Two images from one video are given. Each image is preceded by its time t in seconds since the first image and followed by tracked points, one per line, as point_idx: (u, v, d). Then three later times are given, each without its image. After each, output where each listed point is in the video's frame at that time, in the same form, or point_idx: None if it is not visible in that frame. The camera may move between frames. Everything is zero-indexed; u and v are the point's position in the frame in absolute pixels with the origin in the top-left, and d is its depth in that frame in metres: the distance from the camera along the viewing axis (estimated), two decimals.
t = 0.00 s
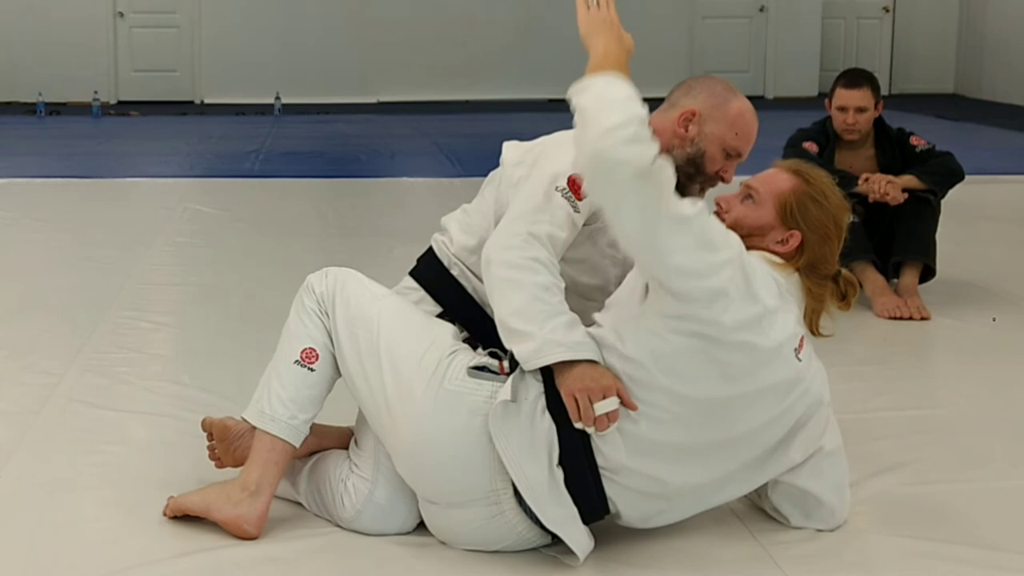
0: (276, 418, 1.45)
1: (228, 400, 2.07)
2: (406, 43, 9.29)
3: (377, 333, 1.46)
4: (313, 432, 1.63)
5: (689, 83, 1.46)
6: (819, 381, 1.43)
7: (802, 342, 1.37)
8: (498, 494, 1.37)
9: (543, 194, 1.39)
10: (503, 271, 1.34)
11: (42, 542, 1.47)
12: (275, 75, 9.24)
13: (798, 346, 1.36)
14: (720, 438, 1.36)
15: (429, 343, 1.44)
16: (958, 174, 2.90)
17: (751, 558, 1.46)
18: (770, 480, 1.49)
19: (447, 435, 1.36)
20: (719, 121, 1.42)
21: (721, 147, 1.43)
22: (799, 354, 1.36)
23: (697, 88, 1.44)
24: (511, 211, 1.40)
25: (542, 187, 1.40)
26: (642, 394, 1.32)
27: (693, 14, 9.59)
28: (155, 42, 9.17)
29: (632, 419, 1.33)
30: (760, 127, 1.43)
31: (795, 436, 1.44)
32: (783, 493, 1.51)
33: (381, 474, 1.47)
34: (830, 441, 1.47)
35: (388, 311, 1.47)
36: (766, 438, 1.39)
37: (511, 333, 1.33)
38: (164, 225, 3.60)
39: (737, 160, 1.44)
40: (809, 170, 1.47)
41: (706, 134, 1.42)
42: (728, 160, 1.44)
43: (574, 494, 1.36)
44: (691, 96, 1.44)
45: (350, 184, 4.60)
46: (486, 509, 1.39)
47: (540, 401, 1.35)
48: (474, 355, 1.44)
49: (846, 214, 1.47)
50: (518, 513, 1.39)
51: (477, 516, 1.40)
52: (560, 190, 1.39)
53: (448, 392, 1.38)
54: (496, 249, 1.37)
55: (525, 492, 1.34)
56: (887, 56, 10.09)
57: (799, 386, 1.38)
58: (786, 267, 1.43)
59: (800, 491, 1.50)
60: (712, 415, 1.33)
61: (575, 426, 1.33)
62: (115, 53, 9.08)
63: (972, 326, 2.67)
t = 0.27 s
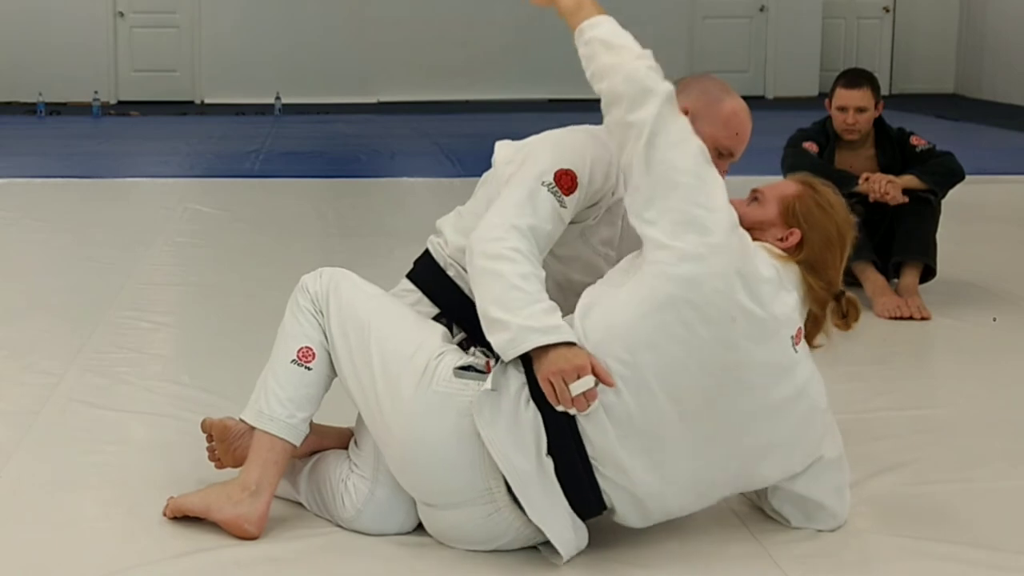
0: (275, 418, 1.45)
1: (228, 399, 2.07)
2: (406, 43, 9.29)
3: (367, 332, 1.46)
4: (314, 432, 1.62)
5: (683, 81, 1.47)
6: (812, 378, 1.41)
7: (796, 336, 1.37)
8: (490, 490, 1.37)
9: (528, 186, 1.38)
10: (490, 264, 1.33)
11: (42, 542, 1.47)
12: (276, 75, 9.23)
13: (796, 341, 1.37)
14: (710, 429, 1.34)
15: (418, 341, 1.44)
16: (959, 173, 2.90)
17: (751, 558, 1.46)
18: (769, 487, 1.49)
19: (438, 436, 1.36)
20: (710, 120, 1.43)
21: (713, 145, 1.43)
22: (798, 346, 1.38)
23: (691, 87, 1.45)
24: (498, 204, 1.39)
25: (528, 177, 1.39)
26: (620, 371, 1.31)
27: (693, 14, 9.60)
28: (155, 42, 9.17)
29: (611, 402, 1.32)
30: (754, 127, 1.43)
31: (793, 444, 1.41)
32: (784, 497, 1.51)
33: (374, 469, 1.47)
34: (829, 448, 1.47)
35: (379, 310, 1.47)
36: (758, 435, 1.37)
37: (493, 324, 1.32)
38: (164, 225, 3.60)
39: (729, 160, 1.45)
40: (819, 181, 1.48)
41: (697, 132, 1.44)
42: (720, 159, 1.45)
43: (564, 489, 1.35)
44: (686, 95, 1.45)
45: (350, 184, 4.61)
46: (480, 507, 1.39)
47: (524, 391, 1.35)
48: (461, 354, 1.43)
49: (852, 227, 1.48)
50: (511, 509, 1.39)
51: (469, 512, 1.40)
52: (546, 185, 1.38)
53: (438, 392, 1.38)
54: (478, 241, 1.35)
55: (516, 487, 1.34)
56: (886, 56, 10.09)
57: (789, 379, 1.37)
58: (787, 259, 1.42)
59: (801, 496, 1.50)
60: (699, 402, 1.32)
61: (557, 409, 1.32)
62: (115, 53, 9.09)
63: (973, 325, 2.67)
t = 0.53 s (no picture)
0: (276, 418, 1.45)
1: (228, 399, 2.07)
2: (406, 43, 9.29)
3: (368, 330, 1.46)
4: (313, 433, 1.62)
5: (678, 75, 1.45)
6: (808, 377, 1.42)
7: (790, 338, 1.39)
8: (493, 488, 1.36)
9: (525, 186, 1.38)
10: (487, 273, 1.33)
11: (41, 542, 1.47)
12: (276, 75, 9.23)
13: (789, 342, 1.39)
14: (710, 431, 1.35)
15: (419, 341, 1.44)
16: (959, 173, 2.90)
17: (749, 558, 1.46)
18: (766, 480, 1.49)
19: (441, 434, 1.36)
20: (706, 116, 1.41)
21: (707, 142, 1.42)
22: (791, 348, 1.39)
23: (686, 84, 1.43)
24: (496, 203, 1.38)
25: (524, 181, 1.38)
26: (625, 370, 1.32)
27: (693, 14, 9.60)
28: (155, 42, 9.17)
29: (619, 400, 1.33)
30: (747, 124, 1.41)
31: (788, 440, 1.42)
32: (782, 493, 1.51)
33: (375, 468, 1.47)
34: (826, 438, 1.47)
35: (379, 310, 1.47)
36: (757, 434, 1.38)
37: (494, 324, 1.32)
38: (164, 225, 3.60)
39: (723, 155, 1.43)
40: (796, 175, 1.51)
41: (692, 129, 1.42)
42: (714, 155, 1.43)
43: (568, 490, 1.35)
44: (681, 91, 1.43)
45: (350, 184, 4.60)
46: (484, 508, 1.39)
47: (529, 387, 1.35)
48: (462, 352, 1.43)
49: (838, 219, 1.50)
50: (513, 509, 1.38)
51: (473, 513, 1.40)
52: (543, 182, 1.38)
53: (438, 389, 1.38)
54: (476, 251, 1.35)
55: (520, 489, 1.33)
56: (887, 56, 10.09)
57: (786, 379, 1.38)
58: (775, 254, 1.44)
59: (798, 490, 1.50)
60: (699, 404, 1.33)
61: (561, 408, 1.32)
62: (115, 53, 9.09)
63: (973, 326, 2.67)
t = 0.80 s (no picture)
0: (275, 417, 1.45)
1: (228, 399, 2.07)
2: (406, 43, 9.29)
3: (379, 329, 1.45)
4: (314, 432, 1.62)
5: (675, 77, 1.53)
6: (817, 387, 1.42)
7: (800, 336, 1.37)
8: (510, 488, 1.36)
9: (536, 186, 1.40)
10: (504, 267, 1.35)
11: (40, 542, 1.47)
12: (276, 75, 9.23)
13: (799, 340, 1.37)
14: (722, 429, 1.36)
15: (432, 342, 1.43)
16: (959, 173, 2.90)
17: (750, 558, 1.46)
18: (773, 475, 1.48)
19: (456, 436, 1.35)
20: (707, 115, 1.48)
21: (706, 139, 1.49)
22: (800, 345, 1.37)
23: (687, 83, 1.51)
24: (505, 200, 1.41)
25: (530, 182, 1.41)
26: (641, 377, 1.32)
27: (693, 13, 9.60)
28: (155, 42, 9.17)
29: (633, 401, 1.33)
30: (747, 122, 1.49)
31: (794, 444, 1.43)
32: (784, 490, 1.50)
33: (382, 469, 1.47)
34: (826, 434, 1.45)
35: (390, 307, 1.46)
36: (771, 430, 1.39)
37: (511, 324, 1.34)
38: (164, 225, 3.60)
39: (723, 154, 1.51)
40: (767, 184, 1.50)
41: (692, 126, 1.49)
42: (713, 153, 1.50)
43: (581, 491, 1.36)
44: (680, 89, 1.51)
45: (350, 184, 4.60)
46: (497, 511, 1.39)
47: (543, 392, 1.35)
48: (478, 356, 1.41)
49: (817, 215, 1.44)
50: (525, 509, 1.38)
51: (483, 513, 1.39)
52: (550, 183, 1.41)
53: (457, 391, 1.37)
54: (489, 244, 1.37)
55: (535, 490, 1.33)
56: (888, 56, 10.08)
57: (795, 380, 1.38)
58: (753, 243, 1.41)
59: (800, 484, 1.48)
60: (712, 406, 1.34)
61: (578, 411, 1.33)
62: (115, 53, 9.09)
63: (974, 326, 2.67)
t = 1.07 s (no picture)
0: (263, 414, 1.44)
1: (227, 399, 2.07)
2: (407, 43, 9.29)
3: (361, 322, 1.44)
4: (313, 431, 1.62)
5: (677, 74, 1.54)
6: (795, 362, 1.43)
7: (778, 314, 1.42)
8: (504, 483, 1.36)
9: (497, 171, 1.44)
10: (453, 217, 1.40)
11: (39, 542, 1.47)
12: (276, 75, 9.23)
13: (777, 316, 1.42)
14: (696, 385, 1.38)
15: (419, 341, 1.43)
16: (960, 173, 2.90)
17: (750, 557, 1.46)
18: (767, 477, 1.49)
19: (446, 434, 1.36)
20: (705, 114, 1.49)
21: (706, 139, 1.50)
22: (780, 323, 1.42)
23: (684, 82, 1.52)
24: (466, 172, 1.45)
25: (498, 164, 1.45)
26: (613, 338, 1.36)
27: (694, 13, 9.59)
28: (155, 42, 9.17)
29: (600, 362, 1.36)
30: (744, 121, 1.50)
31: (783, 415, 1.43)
32: (779, 492, 1.51)
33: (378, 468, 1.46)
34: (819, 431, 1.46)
35: (370, 300, 1.45)
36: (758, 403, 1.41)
37: (482, 281, 1.38)
38: (164, 225, 3.60)
39: (722, 152, 1.52)
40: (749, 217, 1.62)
41: (690, 126, 1.50)
42: (712, 151, 1.51)
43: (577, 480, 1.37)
44: (679, 89, 1.52)
45: (350, 184, 4.60)
46: (494, 507, 1.39)
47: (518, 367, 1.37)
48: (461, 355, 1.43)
49: (793, 217, 1.55)
50: (521, 506, 1.38)
51: (478, 510, 1.39)
52: (513, 169, 1.45)
53: (446, 390, 1.37)
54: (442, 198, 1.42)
55: (530, 484, 1.34)
56: (888, 55, 10.08)
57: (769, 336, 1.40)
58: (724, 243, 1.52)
59: (795, 487, 1.49)
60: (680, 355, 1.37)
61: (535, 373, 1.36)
62: (116, 53, 9.09)
63: (974, 326, 2.67)
